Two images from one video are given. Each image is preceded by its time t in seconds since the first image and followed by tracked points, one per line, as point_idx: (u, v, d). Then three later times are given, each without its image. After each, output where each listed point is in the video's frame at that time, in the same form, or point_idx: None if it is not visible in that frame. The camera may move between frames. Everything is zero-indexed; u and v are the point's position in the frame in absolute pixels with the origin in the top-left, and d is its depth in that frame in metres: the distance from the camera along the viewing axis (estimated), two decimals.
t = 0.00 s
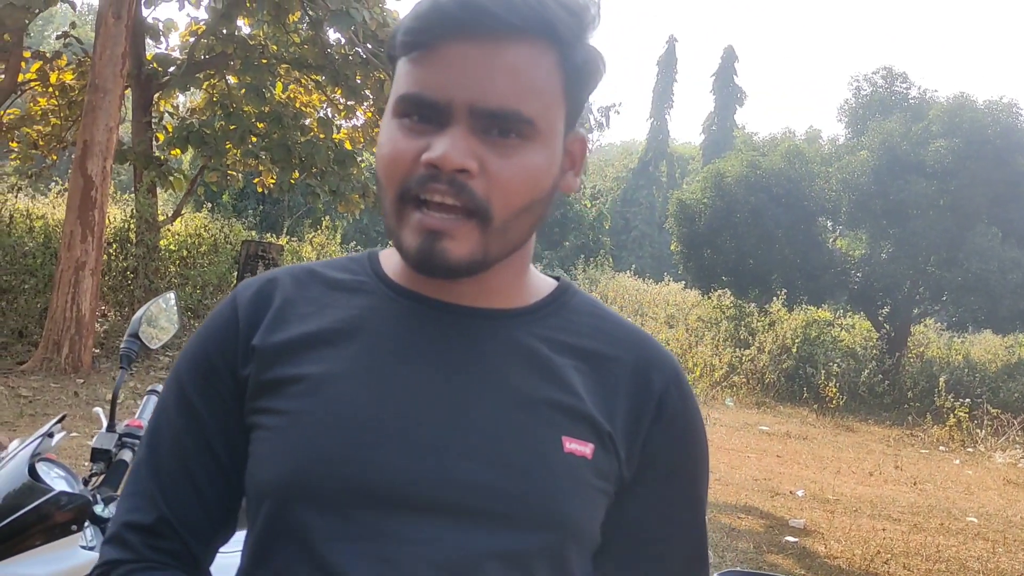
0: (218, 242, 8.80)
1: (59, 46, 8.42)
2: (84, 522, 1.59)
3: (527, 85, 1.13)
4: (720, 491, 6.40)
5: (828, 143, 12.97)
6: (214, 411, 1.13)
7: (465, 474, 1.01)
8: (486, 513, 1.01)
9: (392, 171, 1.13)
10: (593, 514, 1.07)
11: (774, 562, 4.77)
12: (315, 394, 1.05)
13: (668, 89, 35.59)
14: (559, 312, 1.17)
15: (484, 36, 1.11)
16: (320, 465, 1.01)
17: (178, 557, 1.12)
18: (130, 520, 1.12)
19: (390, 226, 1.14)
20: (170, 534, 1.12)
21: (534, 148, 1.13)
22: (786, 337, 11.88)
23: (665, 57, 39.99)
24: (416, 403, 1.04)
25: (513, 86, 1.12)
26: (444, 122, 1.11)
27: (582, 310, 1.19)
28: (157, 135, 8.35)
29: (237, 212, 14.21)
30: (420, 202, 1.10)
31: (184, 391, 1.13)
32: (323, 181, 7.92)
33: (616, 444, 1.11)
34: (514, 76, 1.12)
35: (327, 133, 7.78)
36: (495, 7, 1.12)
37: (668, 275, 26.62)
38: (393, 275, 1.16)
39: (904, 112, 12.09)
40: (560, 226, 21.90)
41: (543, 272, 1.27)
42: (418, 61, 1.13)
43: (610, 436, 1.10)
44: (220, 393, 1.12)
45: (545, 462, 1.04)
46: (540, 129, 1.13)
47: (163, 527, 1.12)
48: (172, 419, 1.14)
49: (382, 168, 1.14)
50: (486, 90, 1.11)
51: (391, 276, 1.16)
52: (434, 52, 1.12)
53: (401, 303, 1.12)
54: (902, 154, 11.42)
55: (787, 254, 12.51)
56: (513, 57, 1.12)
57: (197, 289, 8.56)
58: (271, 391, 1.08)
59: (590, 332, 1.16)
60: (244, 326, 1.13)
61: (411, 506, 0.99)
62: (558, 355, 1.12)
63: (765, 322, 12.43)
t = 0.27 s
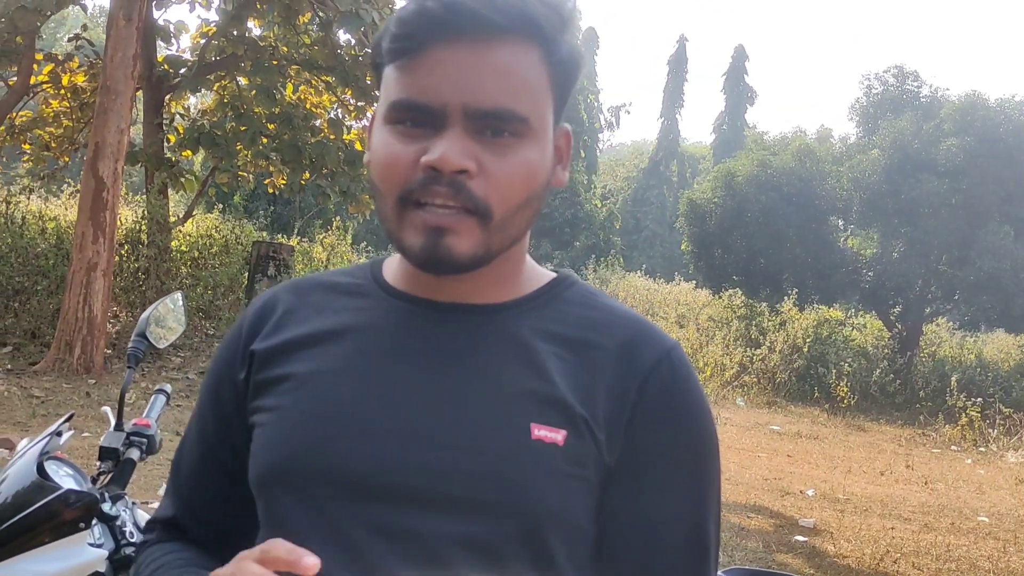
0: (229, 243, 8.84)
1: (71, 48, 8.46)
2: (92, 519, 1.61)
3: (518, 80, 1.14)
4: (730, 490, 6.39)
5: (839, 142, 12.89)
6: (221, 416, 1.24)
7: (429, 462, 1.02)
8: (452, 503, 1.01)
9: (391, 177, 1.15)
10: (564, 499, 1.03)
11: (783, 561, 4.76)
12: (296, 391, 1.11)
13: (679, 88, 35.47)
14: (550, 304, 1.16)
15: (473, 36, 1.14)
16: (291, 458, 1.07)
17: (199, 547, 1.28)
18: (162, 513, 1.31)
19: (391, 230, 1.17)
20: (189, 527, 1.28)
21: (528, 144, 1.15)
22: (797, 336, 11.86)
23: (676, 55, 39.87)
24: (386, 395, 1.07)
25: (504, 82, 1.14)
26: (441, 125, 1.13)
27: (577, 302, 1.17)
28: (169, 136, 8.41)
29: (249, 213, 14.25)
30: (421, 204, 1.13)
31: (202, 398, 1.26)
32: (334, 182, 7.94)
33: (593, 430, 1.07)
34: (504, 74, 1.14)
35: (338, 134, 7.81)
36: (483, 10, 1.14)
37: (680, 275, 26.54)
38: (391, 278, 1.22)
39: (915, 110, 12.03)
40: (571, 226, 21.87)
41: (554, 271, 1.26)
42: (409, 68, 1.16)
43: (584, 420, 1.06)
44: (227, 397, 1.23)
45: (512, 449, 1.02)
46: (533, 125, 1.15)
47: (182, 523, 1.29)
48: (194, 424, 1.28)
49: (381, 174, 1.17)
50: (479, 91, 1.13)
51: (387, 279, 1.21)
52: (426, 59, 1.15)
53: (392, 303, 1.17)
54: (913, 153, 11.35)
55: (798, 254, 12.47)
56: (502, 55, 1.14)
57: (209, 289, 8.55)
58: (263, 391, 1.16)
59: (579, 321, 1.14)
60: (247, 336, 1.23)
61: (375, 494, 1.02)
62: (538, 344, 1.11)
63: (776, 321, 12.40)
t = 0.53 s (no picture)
0: (243, 244, 8.88)
1: (85, 51, 8.52)
2: (106, 518, 1.64)
3: (537, 112, 1.14)
4: (743, 490, 6.38)
5: (853, 140, 12.82)
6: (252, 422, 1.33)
7: (412, 458, 1.06)
8: (433, 497, 1.04)
9: (413, 209, 1.17)
10: (545, 497, 1.03)
11: (796, 560, 4.76)
12: (308, 393, 1.17)
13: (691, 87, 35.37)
14: (555, 306, 1.17)
15: (492, 70, 1.13)
16: (296, 454, 1.14)
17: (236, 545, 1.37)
18: (210, 515, 1.41)
19: (411, 256, 1.19)
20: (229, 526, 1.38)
21: (546, 171, 1.17)
22: (812, 336, 11.76)
23: (688, 54, 39.76)
24: (383, 394, 1.12)
25: (525, 116, 1.14)
26: (465, 161, 1.14)
27: (580, 305, 1.17)
28: (183, 138, 8.49)
29: (262, 215, 14.29)
30: (446, 236, 1.15)
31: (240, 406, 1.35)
32: (348, 183, 7.97)
33: (578, 428, 1.06)
34: (524, 107, 1.14)
35: (350, 135, 7.84)
36: (498, 44, 1.13)
37: (693, 274, 26.45)
38: (405, 285, 1.26)
39: (930, 107, 11.94)
40: (584, 225, 21.85)
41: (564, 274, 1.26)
42: (426, 102, 1.15)
43: (567, 418, 1.06)
44: (256, 404, 1.31)
45: (493, 446, 1.04)
46: (550, 151, 1.17)
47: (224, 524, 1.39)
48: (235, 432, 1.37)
49: (401, 205, 1.18)
50: (501, 127, 1.13)
51: (402, 287, 1.26)
52: (444, 95, 1.14)
53: (400, 308, 1.22)
54: (928, 150, 11.25)
55: (812, 253, 12.43)
56: (521, 87, 1.14)
57: (222, 290, 8.52)
58: (282, 395, 1.23)
59: (577, 323, 1.14)
60: (275, 346, 1.30)
61: (365, 487, 1.07)
62: (534, 344, 1.12)
63: (790, 321, 12.36)
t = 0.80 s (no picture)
0: (254, 244, 8.94)
1: (97, 53, 8.57)
2: (115, 515, 1.67)
3: (530, 132, 1.14)
4: (753, 488, 6.38)
5: (865, 137, 12.77)
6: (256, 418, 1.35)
7: (410, 459, 1.08)
8: (430, 498, 1.06)
9: (405, 217, 1.18)
10: (537, 498, 1.04)
11: (804, 557, 4.77)
12: (311, 393, 1.19)
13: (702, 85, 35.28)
14: (547, 308, 1.18)
15: (487, 88, 1.12)
16: (299, 453, 1.16)
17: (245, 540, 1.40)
18: (217, 507, 1.44)
19: (404, 260, 1.20)
20: (238, 520, 1.40)
21: (539, 189, 1.16)
22: (823, 334, 11.67)
23: (699, 52, 39.64)
24: (381, 393, 1.14)
25: (518, 137, 1.13)
26: (455, 175, 1.15)
27: (574, 308, 1.18)
28: (195, 140, 8.55)
29: (273, 215, 14.34)
30: (435, 243, 1.17)
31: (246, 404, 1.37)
32: (357, 183, 8.00)
33: (571, 430, 1.07)
34: (517, 127, 1.13)
35: (361, 135, 7.88)
36: (494, 65, 1.11)
37: (704, 272, 26.39)
38: (405, 287, 1.28)
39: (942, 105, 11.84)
40: (594, 224, 21.85)
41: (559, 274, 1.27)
42: (424, 114, 1.15)
43: (558, 421, 1.07)
44: (260, 403, 1.33)
45: (484, 446, 1.06)
46: (544, 170, 1.16)
47: (232, 519, 1.40)
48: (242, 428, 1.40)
49: (396, 210, 1.19)
50: (492, 146, 1.13)
51: (404, 289, 1.28)
52: (440, 109, 1.14)
53: (399, 310, 1.24)
54: (938, 148, 11.22)
55: (823, 251, 12.41)
56: (515, 106, 1.13)
57: (233, 291, 8.52)
58: (286, 394, 1.25)
59: (570, 325, 1.16)
60: (280, 345, 1.33)
61: (369, 487, 1.10)
62: (529, 348, 1.13)
63: (802, 318, 12.27)
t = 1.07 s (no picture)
0: (263, 244, 8.98)
1: (106, 54, 8.61)
2: (122, 508, 1.70)
3: (536, 125, 1.15)
4: (760, 485, 6.39)
5: (873, 135, 12.73)
6: (244, 404, 1.35)
7: (409, 446, 1.08)
8: (430, 484, 1.07)
9: (406, 197, 1.18)
10: (537, 488, 1.06)
11: (811, 554, 4.78)
12: (306, 380, 1.19)
13: (711, 83, 35.19)
14: (540, 301, 1.20)
15: (498, 78, 1.14)
16: (297, 438, 1.16)
17: (229, 525, 1.40)
18: (197, 492, 1.43)
19: (402, 243, 1.21)
20: (220, 504, 1.40)
21: (540, 182, 1.17)
22: (832, 332, 11.62)
23: (708, 51, 39.56)
24: (378, 381, 1.15)
25: (524, 127, 1.14)
26: (460, 159, 1.15)
27: (565, 301, 1.20)
28: (204, 140, 8.60)
29: (282, 215, 14.38)
30: (433, 225, 1.17)
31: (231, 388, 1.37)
32: (366, 183, 8.04)
33: (568, 420, 1.09)
34: (523, 119, 1.14)
35: (369, 135, 7.91)
36: (508, 56, 1.13)
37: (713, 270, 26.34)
38: (397, 275, 1.29)
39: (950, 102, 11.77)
40: (603, 222, 21.84)
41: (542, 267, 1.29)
42: (435, 97, 1.16)
43: (559, 412, 1.09)
44: (249, 386, 1.33)
45: (485, 436, 1.07)
46: (546, 165, 1.17)
47: (215, 503, 1.40)
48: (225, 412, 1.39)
49: (397, 191, 1.19)
50: (499, 133, 1.14)
51: (395, 278, 1.28)
52: (451, 93, 1.15)
53: (393, 299, 1.24)
54: (948, 145, 11.14)
55: (832, 248, 12.39)
56: (523, 98, 1.14)
57: (242, 290, 8.63)
58: (278, 381, 1.25)
59: (563, 318, 1.17)
60: (270, 331, 1.33)
61: (368, 472, 1.10)
62: (526, 340, 1.15)
63: (811, 317, 12.18)
